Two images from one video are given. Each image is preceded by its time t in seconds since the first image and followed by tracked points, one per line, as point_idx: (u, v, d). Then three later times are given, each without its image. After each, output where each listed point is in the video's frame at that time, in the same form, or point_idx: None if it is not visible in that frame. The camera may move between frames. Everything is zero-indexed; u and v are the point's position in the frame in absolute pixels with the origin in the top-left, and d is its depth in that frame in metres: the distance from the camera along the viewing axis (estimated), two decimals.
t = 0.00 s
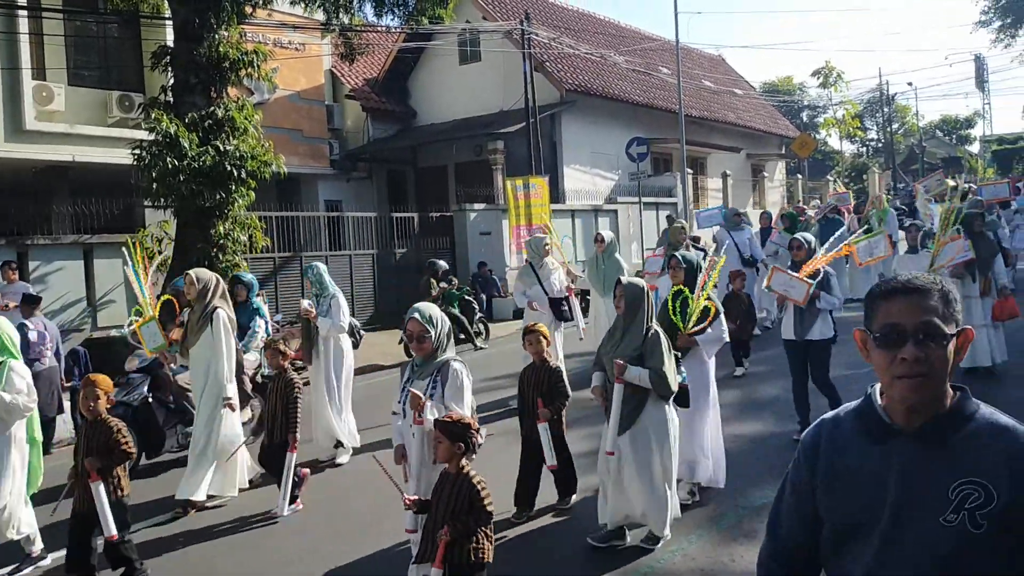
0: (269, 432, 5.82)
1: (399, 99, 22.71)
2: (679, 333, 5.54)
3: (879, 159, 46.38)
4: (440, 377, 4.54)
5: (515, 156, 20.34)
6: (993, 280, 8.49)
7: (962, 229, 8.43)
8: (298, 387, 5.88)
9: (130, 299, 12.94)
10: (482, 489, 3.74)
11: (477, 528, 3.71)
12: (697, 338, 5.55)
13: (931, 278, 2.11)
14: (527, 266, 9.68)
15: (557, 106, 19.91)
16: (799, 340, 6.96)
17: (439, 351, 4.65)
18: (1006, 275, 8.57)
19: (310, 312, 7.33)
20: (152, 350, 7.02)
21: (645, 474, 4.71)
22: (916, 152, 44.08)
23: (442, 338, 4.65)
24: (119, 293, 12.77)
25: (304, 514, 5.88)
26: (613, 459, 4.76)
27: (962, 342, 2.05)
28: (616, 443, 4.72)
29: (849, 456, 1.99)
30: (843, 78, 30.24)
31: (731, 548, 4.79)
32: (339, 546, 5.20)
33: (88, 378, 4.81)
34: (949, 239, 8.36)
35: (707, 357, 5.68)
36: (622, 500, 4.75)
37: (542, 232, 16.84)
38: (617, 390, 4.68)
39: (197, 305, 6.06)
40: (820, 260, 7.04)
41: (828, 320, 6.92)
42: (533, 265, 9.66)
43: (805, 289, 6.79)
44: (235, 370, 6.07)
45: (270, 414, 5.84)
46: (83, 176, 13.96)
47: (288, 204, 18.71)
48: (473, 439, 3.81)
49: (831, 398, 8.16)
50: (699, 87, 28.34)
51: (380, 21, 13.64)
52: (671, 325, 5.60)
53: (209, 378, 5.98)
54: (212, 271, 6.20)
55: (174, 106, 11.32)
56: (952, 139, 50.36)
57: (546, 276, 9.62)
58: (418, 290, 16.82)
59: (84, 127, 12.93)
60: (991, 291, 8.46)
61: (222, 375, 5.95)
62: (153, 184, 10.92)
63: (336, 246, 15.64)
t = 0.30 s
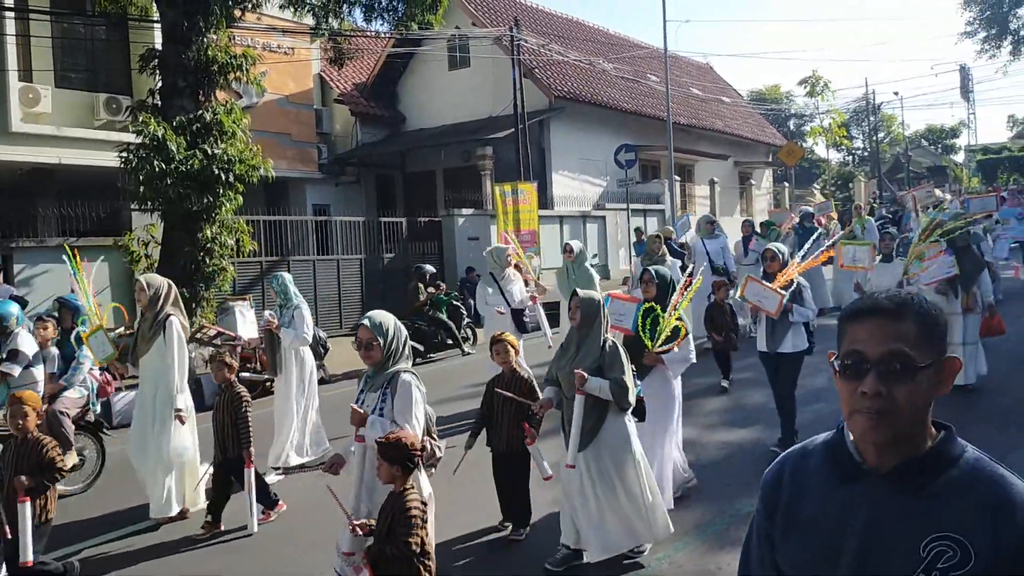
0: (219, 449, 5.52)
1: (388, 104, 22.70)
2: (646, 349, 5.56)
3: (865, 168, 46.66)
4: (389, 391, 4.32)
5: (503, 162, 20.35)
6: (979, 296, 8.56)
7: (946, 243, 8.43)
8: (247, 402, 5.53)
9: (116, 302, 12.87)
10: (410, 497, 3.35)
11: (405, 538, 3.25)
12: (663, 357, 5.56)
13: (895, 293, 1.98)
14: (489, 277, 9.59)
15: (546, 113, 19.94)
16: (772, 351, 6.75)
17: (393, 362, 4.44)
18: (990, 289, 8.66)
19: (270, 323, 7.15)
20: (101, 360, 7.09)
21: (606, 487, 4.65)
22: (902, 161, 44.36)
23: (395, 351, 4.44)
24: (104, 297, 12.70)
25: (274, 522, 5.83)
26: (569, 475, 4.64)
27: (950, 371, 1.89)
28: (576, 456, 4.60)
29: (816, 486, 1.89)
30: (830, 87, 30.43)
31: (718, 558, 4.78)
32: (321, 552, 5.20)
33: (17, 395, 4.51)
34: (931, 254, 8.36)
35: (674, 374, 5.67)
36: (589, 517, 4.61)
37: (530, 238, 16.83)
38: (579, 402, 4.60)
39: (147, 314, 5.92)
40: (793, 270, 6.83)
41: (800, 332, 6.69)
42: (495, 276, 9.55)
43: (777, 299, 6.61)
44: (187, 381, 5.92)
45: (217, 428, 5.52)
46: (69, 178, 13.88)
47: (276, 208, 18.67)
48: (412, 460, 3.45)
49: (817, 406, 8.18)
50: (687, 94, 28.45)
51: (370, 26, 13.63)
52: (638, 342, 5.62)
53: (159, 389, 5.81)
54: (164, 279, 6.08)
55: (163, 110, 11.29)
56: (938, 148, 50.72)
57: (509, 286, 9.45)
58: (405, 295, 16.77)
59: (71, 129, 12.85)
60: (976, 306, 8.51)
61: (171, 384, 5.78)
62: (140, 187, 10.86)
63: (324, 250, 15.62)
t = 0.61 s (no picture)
0: (173, 462, 5.36)
1: (384, 109, 22.72)
2: (616, 351, 5.58)
3: (860, 173, 46.79)
4: (343, 407, 4.12)
5: (498, 166, 20.38)
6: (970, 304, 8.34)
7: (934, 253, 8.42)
8: (208, 411, 5.37)
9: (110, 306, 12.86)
10: (361, 518, 3.34)
11: (349, 556, 3.27)
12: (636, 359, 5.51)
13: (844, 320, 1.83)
14: (467, 284, 9.33)
15: (541, 117, 19.98)
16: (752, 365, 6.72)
17: (346, 379, 4.24)
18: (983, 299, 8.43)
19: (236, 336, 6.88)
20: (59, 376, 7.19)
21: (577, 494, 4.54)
22: (896, 167, 44.50)
23: (350, 364, 4.25)
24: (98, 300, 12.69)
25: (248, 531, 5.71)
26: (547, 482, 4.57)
27: (899, 410, 1.74)
28: (549, 463, 4.53)
29: (754, 541, 1.76)
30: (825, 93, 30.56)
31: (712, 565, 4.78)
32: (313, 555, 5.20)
33: None
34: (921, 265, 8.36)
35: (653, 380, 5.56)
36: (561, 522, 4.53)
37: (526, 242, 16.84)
38: (552, 408, 4.54)
39: (104, 327, 5.72)
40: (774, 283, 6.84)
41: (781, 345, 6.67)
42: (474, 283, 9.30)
43: (757, 310, 6.67)
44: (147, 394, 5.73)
45: (174, 440, 5.38)
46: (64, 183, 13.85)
47: (271, 212, 18.67)
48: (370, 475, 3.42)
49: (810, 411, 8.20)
50: (682, 100, 28.51)
51: (365, 31, 13.65)
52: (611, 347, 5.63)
53: (116, 404, 5.60)
54: (120, 290, 5.88)
55: (157, 114, 11.27)
56: (932, 153, 50.87)
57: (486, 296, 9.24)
58: (400, 299, 16.76)
59: (66, 133, 12.84)
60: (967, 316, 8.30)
61: (131, 398, 5.57)
62: (134, 191, 10.83)
63: (318, 254, 15.62)
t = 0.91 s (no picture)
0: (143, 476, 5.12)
1: (383, 113, 22.75)
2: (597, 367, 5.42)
3: (859, 177, 46.81)
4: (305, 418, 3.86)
5: (498, 170, 20.41)
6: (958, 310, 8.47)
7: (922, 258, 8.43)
8: (179, 426, 5.16)
9: (110, 311, 12.87)
10: (322, 539, 3.20)
11: None
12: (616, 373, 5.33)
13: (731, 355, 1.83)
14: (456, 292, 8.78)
15: (541, 121, 20.01)
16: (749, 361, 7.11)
17: (307, 390, 3.99)
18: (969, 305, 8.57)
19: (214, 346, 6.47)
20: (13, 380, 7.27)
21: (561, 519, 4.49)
22: (895, 170, 44.53)
23: (311, 373, 4.00)
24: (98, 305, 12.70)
25: (220, 547, 5.57)
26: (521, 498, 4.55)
27: (789, 457, 1.73)
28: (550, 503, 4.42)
29: None
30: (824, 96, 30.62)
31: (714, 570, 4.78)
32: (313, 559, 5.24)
33: None
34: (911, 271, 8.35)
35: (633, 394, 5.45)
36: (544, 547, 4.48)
37: (526, 246, 16.85)
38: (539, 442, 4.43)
39: (62, 335, 5.60)
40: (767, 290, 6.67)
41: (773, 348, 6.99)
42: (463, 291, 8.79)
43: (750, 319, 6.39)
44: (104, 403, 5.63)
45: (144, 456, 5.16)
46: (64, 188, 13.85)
47: (271, 217, 18.68)
48: (329, 492, 3.32)
49: (810, 416, 8.22)
50: (681, 104, 28.54)
51: (365, 36, 13.67)
52: (591, 359, 5.50)
53: (74, 415, 5.50)
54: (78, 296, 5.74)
55: (158, 119, 11.27)
56: (932, 157, 50.91)
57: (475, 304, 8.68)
58: (400, 303, 16.77)
59: (66, 138, 12.85)
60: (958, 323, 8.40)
61: (89, 408, 5.49)
62: (135, 197, 10.83)
63: (318, 259, 15.63)
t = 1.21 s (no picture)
0: (122, 494, 5.06)
1: (387, 116, 22.77)
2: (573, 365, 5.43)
3: (864, 178, 46.73)
4: (266, 435, 3.78)
5: (502, 173, 20.43)
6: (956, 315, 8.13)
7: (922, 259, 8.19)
8: (152, 438, 5.06)
9: (115, 314, 12.90)
10: (288, 561, 3.30)
11: None
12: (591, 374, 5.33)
13: (634, 394, 1.89)
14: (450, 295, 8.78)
15: (545, 124, 20.02)
16: (733, 384, 6.17)
17: (272, 405, 3.91)
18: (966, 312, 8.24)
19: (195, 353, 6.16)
20: None
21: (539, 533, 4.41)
22: (900, 170, 44.45)
23: (277, 388, 3.92)
24: (104, 309, 12.74)
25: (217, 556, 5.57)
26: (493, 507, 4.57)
27: (688, 509, 1.78)
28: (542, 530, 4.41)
29: None
30: (827, 98, 30.60)
31: (720, 572, 4.78)
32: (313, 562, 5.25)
33: None
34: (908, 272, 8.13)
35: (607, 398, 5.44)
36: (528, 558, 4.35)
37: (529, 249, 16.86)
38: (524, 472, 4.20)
39: (34, 346, 5.46)
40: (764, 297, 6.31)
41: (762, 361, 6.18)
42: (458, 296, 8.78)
43: (746, 335, 6.03)
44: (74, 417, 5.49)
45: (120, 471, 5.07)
46: (69, 192, 13.90)
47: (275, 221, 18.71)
48: (294, 517, 3.36)
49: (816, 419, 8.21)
50: (685, 106, 28.54)
51: (368, 39, 13.69)
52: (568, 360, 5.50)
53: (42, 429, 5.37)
54: (51, 306, 5.60)
55: (162, 123, 11.30)
56: (936, 157, 50.80)
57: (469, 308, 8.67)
58: (405, 306, 16.78)
59: (71, 142, 12.88)
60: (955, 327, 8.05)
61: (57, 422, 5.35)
62: (140, 201, 10.86)
63: (323, 263, 15.66)
